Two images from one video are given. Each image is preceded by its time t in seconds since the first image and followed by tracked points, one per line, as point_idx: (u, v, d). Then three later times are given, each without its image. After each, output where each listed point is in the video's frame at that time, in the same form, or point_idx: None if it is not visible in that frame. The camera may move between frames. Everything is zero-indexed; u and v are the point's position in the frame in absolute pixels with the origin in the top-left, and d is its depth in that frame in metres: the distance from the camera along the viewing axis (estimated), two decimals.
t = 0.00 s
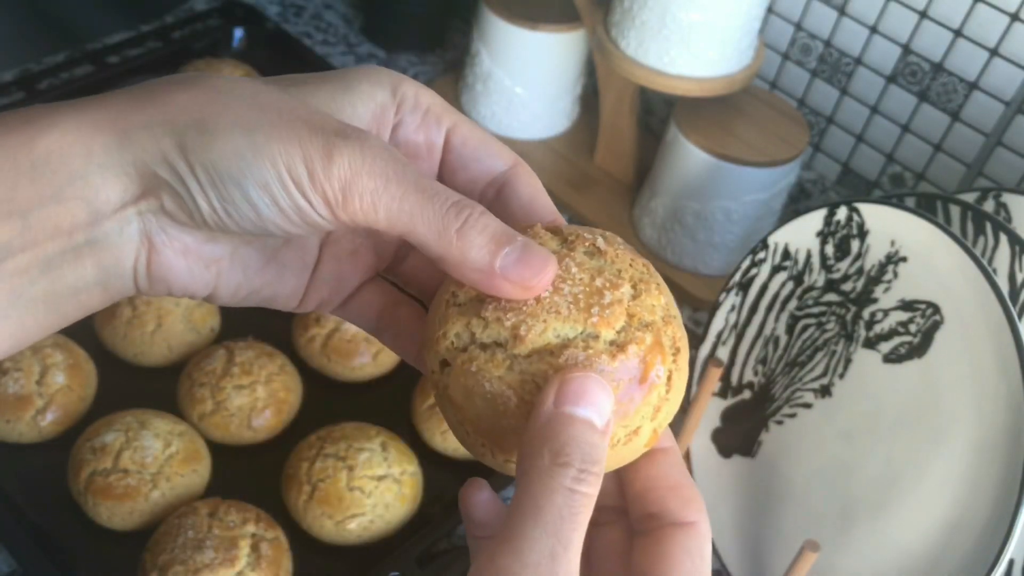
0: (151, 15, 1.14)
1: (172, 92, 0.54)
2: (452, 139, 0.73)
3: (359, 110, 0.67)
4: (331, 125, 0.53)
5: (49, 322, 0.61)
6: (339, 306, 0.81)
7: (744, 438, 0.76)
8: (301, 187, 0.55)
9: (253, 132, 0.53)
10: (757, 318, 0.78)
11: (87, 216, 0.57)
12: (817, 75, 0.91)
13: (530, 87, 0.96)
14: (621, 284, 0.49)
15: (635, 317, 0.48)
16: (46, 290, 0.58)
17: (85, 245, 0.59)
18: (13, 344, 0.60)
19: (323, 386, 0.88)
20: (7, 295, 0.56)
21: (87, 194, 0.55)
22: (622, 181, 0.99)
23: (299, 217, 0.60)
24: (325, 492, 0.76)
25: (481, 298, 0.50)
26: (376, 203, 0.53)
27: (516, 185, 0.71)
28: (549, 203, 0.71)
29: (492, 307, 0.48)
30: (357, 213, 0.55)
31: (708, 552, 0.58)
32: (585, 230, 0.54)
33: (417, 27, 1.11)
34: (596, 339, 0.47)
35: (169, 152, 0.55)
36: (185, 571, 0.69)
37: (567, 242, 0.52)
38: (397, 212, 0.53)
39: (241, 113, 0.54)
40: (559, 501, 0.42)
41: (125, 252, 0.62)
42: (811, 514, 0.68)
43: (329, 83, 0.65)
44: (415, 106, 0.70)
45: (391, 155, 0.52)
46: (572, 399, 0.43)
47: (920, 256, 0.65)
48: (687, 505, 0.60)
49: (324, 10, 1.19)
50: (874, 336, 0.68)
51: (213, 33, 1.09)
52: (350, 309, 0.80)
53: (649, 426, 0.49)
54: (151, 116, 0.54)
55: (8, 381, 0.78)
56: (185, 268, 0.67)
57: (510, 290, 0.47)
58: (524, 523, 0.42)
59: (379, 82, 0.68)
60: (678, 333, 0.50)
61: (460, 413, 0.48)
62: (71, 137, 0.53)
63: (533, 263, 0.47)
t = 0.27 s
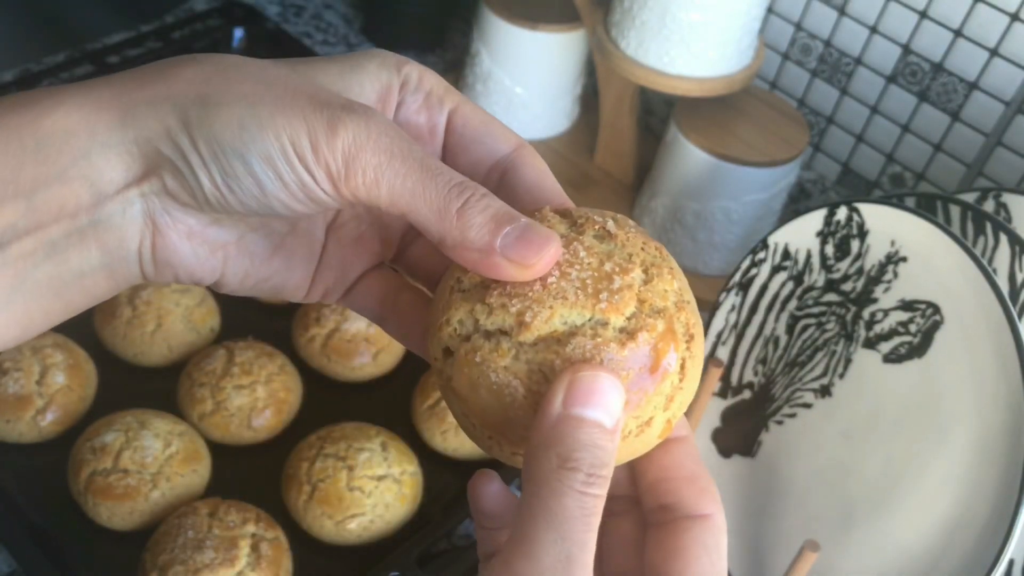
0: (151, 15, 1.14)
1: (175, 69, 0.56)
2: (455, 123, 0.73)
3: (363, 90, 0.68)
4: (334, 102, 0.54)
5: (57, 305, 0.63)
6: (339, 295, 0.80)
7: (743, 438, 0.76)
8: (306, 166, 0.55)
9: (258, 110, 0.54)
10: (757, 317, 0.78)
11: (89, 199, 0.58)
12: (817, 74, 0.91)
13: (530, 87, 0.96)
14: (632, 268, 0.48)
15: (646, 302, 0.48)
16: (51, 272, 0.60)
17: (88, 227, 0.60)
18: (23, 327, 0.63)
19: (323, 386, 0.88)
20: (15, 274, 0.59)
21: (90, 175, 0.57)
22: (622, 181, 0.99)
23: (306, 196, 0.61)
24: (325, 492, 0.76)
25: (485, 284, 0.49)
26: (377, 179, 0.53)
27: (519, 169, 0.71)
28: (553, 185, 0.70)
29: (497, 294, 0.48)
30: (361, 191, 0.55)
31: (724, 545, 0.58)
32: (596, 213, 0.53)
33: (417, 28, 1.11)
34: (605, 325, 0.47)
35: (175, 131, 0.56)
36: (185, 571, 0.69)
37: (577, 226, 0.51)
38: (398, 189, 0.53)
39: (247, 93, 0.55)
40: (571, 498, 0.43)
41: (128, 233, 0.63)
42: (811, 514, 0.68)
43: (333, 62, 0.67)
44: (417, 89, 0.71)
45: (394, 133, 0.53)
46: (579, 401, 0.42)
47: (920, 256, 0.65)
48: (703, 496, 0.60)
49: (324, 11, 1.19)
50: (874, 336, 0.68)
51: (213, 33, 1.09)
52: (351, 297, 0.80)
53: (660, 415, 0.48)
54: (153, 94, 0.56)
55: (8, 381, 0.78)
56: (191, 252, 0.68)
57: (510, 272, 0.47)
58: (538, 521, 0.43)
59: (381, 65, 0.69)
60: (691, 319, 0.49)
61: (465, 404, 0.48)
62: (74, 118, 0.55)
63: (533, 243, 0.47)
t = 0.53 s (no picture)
0: (151, 15, 1.14)
1: (184, 64, 0.57)
2: (456, 125, 0.73)
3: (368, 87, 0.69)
4: (341, 94, 0.54)
5: (63, 299, 0.63)
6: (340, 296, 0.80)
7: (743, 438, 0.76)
8: (312, 156, 0.56)
9: (267, 100, 0.55)
10: (758, 317, 0.78)
11: (98, 192, 0.58)
12: (817, 74, 0.91)
13: (530, 86, 0.96)
14: (632, 268, 0.48)
15: (646, 303, 0.48)
16: (60, 266, 0.60)
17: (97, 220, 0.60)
18: (31, 322, 0.63)
19: (323, 386, 0.88)
20: (22, 266, 0.59)
21: (100, 166, 0.57)
22: (622, 181, 0.99)
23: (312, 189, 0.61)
24: (325, 492, 0.76)
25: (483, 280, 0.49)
26: (382, 171, 0.54)
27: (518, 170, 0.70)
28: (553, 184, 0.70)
29: (496, 290, 0.48)
30: (366, 183, 0.55)
31: (723, 546, 0.58)
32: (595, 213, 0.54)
33: (416, 27, 1.11)
34: (603, 326, 0.47)
35: (186, 120, 0.56)
36: (185, 572, 0.69)
37: (577, 225, 0.51)
38: (402, 181, 0.53)
39: (256, 83, 0.56)
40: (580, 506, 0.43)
41: (137, 226, 0.63)
42: (811, 514, 0.68)
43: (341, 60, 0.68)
44: (420, 91, 0.71)
45: (399, 124, 0.53)
46: (581, 405, 0.42)
47: (920, 256, 0.65)
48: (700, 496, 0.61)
49: (324, 10, 1.18)
50: (874, 336, 0.68)
51: (213, 34, 1.09)
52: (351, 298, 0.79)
53: (659, 417, 0.48)
54: (162, 84, 0.56)
55: (8, 381, 0.78)
56: (200, 246, 0.68)
57: (509, 265, 0.46)
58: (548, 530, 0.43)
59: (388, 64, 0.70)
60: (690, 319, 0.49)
61: (463, 406, 0.48)
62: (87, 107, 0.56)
63: (532, 236, 0.46)
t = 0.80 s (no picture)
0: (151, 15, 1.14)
1: (200, 60, 0.60)
2: (468, 131, 0.72)
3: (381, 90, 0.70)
4: (356, 82, 0.58)
5: (80, 293, 0.64)
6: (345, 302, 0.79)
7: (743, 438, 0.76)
8: (330, 142, 0.59)
9: (286, 89, 0.57)
10: (758, 317, 0.78)
11: (116, 183, 0.60)
12: (817, 74, 0.91)
13: (530, 87, 0.96)
14: (646, 249, 0.48)
15: (660, 283, 0.48)
16: (77, 259, 0.62)
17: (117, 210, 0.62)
18: (49, 319, 0.63)
19: (323, 386, 0.88)
20: (40, 260, 0.60)
21: (119, 156, 0.59)
22: (622, 181, 0.99)
23: (327, 175, 0.64)
24: (325, 492, 0.76)
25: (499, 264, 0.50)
26: (398, 154, 0.57)
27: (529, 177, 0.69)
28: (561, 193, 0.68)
29: (510, 265, 0.48)
30: (382, 166, 0.59)
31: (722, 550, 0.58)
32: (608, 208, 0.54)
33: (416, 28, 1.11)
34: (625, 337, 0.47)
35: (206, 109, 0.59)
36: (185, 571, 0.69)
37: (589, 216, 0.52)
38: (417, 163, 0.56)
39: (272, 74, 0.58)
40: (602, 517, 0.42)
41: (154, 216, 0.64)
42: (811, 514, 0.68)
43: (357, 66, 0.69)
44: (433, 97, 0.72)
45: (412, 111, 0.57)
46: (600, 413, 0.42)
47: (920, 256, 0.65)
48: (702, 500, 0.61)
49: (324, 11, 1.18)
50: (873, 336, 0.68)
51: (212, 34, 1.09)
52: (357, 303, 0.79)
53: (672, 425, 0.49)
54: (183, 76, 0.59)
55: (8, 381, 0.78)
56: (213, 240, 0.68)
57: (523, 243, 0.48)
58: (570, 543, 0.42)
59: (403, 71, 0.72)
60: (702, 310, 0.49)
61: (478, 409, 0.48)
62: (107, 98, 0.58)
63: (548, 213, 0.48)
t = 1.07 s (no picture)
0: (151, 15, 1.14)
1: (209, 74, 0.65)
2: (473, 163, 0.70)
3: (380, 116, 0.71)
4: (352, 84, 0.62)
5: (83, 297, 0.64)
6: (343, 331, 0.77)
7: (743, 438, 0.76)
8: (329, 138, 0.61)
9: (286, 86, 0.61)
10: (758, 317, 0.78)
11: (125, 180, 0.62)
12: (817, 74, 0.91)
13: (530, 87, 0.96)
14: (640, 220, 0.49)
15: (655, 249, 0.48)
16: (82, 260, 0.62)
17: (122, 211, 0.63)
18: (51, 324, 0.63)
19: (323, 386, 0.88)
20: (46, 258, 0.61)
21: (129, 155, 0.62)
22: (622, 181, 0.99)
23: (330, 180, 0.66)
24: (325, 492, 0.76)
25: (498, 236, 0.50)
26: (394, 141, 0.60)
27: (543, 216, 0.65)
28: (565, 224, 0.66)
29: (507, 231, 0.49)
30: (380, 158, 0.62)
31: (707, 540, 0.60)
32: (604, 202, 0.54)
33: (416, 28, 1.11)
34: (631, 334, 0.47)
35: (212, 108, 0.62)
36: (185, 571, 0.69)
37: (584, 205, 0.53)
38: (412, 148, 0.59)
39: (273, 75, 0.62)
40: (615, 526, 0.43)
41: (157, 214, 0.64)
42: (810, 514, 0.68)
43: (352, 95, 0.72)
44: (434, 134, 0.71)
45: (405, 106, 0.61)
46: (609, 420, 0.42)
47: (920, 256, 0.65)
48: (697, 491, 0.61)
49: (324, 10, 1.18)
50: (873, 336, 0.68)
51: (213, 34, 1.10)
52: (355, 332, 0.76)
53: (675, 419, 0.49)
54: (194, 83, 0.64)
55: (8, 381, 0.78)
56: (215, 242, 0.68)
57: (518, 205, 0.50)
58: (582, 553, 0.42)
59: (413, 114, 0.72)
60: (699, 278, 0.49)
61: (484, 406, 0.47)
62: (122, 101, 0.62)
63: (542, 178, 0.50)
